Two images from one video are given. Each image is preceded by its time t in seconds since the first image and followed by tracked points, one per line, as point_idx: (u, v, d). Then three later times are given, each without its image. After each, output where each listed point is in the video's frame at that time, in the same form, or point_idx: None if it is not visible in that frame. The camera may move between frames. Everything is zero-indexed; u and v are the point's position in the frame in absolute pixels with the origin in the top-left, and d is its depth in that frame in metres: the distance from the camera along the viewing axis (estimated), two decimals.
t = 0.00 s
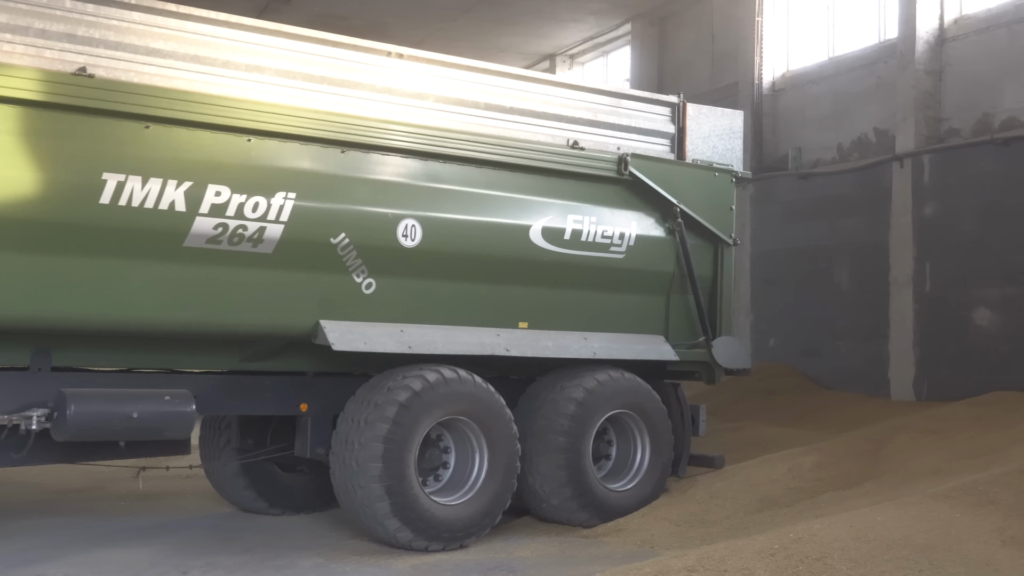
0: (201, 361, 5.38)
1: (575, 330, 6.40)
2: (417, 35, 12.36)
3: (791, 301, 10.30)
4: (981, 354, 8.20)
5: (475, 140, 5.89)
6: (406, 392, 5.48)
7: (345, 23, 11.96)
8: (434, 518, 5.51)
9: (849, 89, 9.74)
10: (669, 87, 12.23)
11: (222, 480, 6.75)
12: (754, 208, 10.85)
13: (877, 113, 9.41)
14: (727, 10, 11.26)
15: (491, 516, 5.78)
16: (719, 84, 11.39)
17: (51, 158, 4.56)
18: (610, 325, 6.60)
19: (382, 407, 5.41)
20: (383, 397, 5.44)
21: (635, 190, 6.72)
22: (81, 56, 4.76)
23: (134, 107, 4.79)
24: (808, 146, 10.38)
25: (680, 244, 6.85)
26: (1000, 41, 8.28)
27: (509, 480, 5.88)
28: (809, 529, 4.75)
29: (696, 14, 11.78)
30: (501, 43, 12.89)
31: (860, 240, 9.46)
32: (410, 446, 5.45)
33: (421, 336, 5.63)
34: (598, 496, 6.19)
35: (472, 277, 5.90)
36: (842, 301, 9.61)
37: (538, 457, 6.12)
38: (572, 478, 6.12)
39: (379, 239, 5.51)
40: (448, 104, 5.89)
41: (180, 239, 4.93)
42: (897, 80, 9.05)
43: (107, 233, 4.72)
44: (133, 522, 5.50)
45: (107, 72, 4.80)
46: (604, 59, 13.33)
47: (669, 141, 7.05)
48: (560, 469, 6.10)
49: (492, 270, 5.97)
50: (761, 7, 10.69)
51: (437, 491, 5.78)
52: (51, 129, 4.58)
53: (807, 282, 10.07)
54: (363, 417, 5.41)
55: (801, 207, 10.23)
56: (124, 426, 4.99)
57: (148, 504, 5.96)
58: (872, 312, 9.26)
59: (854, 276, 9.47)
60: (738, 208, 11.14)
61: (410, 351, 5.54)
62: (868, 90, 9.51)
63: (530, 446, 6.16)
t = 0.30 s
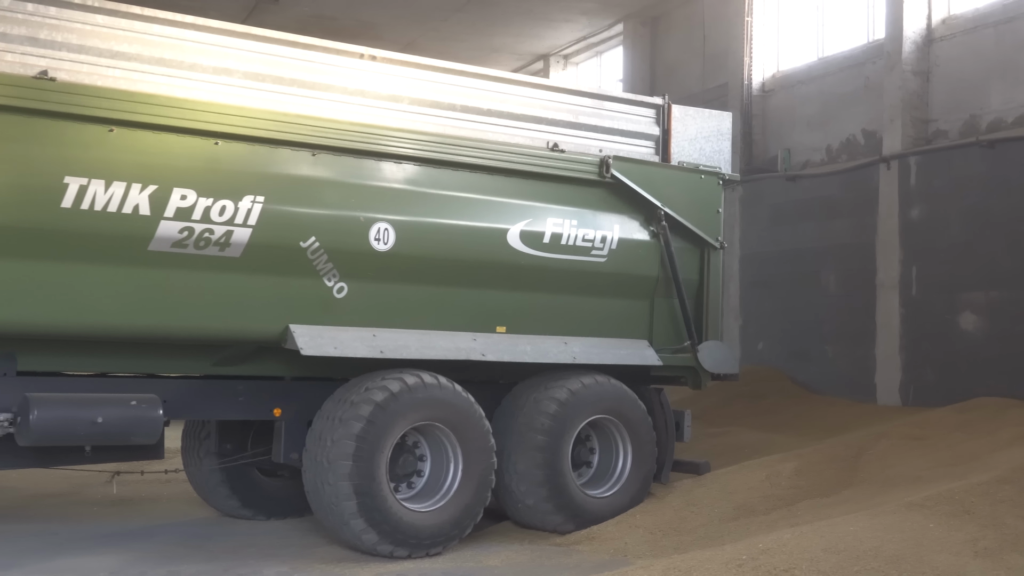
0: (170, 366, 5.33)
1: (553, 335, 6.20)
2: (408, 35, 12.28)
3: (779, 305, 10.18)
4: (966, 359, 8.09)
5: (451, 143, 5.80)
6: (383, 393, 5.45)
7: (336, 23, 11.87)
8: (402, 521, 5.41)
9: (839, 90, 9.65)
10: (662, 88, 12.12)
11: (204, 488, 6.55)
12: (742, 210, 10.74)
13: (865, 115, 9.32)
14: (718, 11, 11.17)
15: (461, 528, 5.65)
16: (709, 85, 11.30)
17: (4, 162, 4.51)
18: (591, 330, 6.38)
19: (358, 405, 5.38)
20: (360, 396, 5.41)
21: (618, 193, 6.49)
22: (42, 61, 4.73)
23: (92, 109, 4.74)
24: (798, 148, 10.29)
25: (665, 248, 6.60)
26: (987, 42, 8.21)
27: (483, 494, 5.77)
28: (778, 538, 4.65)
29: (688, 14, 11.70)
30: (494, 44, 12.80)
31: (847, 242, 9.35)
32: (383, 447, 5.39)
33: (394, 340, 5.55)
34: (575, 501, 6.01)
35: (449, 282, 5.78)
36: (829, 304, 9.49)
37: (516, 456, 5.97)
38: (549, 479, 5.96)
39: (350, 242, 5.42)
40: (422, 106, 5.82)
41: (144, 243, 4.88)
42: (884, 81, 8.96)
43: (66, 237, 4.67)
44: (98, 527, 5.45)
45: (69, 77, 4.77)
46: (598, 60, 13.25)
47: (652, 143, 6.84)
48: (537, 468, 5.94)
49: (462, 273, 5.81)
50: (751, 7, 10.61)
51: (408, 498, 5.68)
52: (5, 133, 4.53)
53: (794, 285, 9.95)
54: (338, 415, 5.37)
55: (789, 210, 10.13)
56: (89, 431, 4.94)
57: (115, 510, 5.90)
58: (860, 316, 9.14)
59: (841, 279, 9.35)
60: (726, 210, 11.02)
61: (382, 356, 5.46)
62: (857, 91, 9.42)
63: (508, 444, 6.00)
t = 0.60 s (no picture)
0: (141, 365, 5.23)
1: (536, 333, 6.05)
2: (399, 32, 12.20)
3: (768, 303, 10.07)
4: (952, 359, 7.99)
5: (429, 138, 5.69)
6: (364, 388, 5.37)
7: (326, 20, 11.81)
8: (372, 518, 5.28)
9: (827, 85, 9.55)
10: (655, 84, 12.01)
11: (183, 481, 6.31)
12: (732, 207, 10.64)
13: (854, 110, 9.22)
14: (708, 6, 11.08)
15: (431, 534, 5.50)
16: (701, 81, 11.20)
17: None
18: (576, 329, 6.21)
19: (337, 398, 5.28)
20: (340, 389, 5.33)
21: (602, 189, 6.33)
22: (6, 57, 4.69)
23: (53, 106, 4.69)
24: (787, 144, 10.18)
25: (652, 246, 6.42)
26: (975, 35, 8.11)
27: (458, 501, 5.64)
28: (751, 541, 4.56)
29: (679, 10, 11.61)
30: (486, 40, 12.72)
31: (835, 240, 9.24)
32: (360, 441, 5.29)
33: (369, 340, 5.45)
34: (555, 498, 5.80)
35: (424, 279, 5.67)
36: (818, 303, 9.38)
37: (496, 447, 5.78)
38: (528, 473, 5.77)
39: (323, 239, 5.35)
40: (398, 103, 5.71)
41: (111, 241, 4.83)
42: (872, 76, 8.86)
43: (26, 235, 4.63)
44: (65, 529, 5.39)
45: (32, 73, 4.72)
46: (591, 56, 13.16)
47: (638, 139, 6.62)
48: (517, 460, 5.75)
49: (436, 270, 5.69)
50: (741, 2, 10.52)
51: (382, 499, 5.55)
52: None
53: (783, 283, 9.85)
54: (316, 406, 5.28)
55: (778, 207, 10.03)
56: (56, 432, 4.89)
57: (84, 511, 5.83)
58: (848, 315, 9.03)
59: (830, 277, 9.25)
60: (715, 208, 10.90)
61: (355, 356, 5.36)
62: (845, 86, 9.32)
63: (490, 436, 5.81)
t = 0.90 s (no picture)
0: (114, 367, 5.15)
1: (516, 334, 5.95)
2: (391, 30, 12.13)
3: (756, 303, 9.98)
4: (937, 360, 7.90)
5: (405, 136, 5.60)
6: (344, 387, 5.31)
7: (316, 18, 11.75)
8: (341, 518, 5.19)
9: (816, 82, 9.46)
10: (647, 81, 11.92)
11: (169, 488, 6.16)
12: (722, 206, 10.55)
13: (842, 107, 9.12)
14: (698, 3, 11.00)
15: (400, 542, 5.39)
16: (691, 78, 11.11)
17: None
18: (558, 330, 6.10)
19: (316, 395, 5.23)
20: (321, 386, 5.28)
21: (586, 189, 6.22)
22: None
23: (15, 107, 4.62)
24: (777, 142, 10.09)
25: (637, 247, 6.31)
26: (961, 31, 8.01)
27: (430, 513, 5.53)
28: (720, 549, 4.50)
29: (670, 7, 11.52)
30: (479, 37, 12.66)
31: (823, 239, 9.14)
32: (337, 439, 5.22)
33: (343, 341, 5.38)
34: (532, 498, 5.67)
35: (400, 280, 5.58)
36: (806, 303, 9.29)
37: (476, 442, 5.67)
38: (507, 469, 5.65)
39: (295, 238, 5.28)
40: (374, 101, 5.64)
41: (76, 242, 4.77)
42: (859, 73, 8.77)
43: None
44: (31, 533, 5.33)
45: None
46: (584, 54, 13.09)
47: (624, 137, 6.51)
48: (496, 454, 5.63)
49: (411, 270, 5.59)
50: None
51: (353, 502, 5.44)
52: None
53: (772, 283, 9.75)
54: (295, 402, 5.23)
55: (766, 205, 9.94)
56: (22, 434, 4.83)
57: (52, 514, 5.78)
58: (835, 315, 8.94)
59: (818, 277, 9.15)
60: (705, 206, 10.81)
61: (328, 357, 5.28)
62: (834, 83, 9.23)
63: (470, 431, 5.70)
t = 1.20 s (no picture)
0: (81, 366, 5.07)
1: (493, 333, 5.83)
2: (382, 27, 12.06)
3: (743, 302, 9.89)
4: (919, 362, 7.80)
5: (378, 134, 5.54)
6: (321, 383, 5.25)
7: (305, 16, 11.71)
8: (305, 516, 5.13)
9: (803, 78, 9.37)
10: (637, 78, 11.84)
11: (149, 495, 5.99)
12: (710, 204, 10.46)
13: (828, 104, 9.03)
14: None
15: (365, 547, 5.30)
16: (680, 75, 11.02)
17: None
18: (537, 328, 5.99)
19: (292, 390, 5.19)
20: (298, 381, 5.23)
21: (565, 185, 6.12)
22: None
23: None
24: (764, 139, 10.00)
25: (618, 245, 6.20)
26: (945, 26, 7.91)
27: (399, 519, 5.43)
28: (683, 552, 4.49)
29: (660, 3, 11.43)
30: (469, 35, 12.62)
31: (809, 238, 9.05)
32: (310, 435, 5.17)
33: (314, 340, 5.27)
34: (505, 495, 5.57)
35: (372, 277, 5.49)
36: (791, 302, 9.19)
37: (451, 434, 5.55)
38: (482, 463, 5.53)
39: (263, 236, 5.20)
40: (346, 97, 5.57)
41: (38, 239, 4.72)
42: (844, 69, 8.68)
43: None
44: None
45: None
46: (576, 52, 13.01)
47: (604, 133, 6.40)
48: (472, 447, 5.52)
49: (383, 268, 5.50)
50: None
51: (322, 503, 5.36)
52: None
53: (758, 282, 9.66)
54: (272, 396, 5.18)
55: (752, 203, 9.85)
56: None
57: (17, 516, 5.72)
58: (819, 315, 8.84)
59: (804, 276, 9.05)
60: (693, 205, 10.71)
61: (297, 356, 5.19)
62: (820, 79, 9.14)
63: (447, 422, 5.60)
